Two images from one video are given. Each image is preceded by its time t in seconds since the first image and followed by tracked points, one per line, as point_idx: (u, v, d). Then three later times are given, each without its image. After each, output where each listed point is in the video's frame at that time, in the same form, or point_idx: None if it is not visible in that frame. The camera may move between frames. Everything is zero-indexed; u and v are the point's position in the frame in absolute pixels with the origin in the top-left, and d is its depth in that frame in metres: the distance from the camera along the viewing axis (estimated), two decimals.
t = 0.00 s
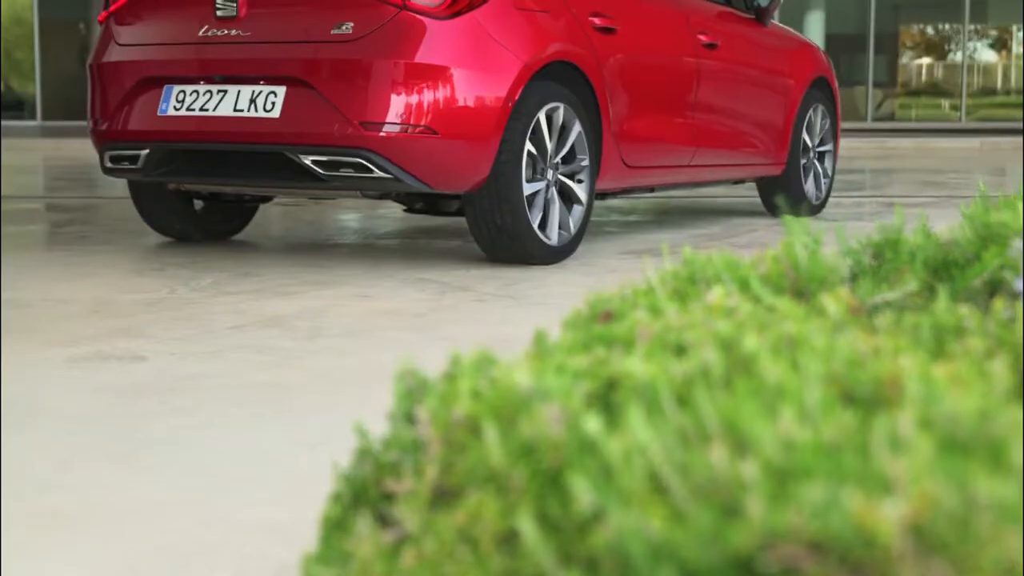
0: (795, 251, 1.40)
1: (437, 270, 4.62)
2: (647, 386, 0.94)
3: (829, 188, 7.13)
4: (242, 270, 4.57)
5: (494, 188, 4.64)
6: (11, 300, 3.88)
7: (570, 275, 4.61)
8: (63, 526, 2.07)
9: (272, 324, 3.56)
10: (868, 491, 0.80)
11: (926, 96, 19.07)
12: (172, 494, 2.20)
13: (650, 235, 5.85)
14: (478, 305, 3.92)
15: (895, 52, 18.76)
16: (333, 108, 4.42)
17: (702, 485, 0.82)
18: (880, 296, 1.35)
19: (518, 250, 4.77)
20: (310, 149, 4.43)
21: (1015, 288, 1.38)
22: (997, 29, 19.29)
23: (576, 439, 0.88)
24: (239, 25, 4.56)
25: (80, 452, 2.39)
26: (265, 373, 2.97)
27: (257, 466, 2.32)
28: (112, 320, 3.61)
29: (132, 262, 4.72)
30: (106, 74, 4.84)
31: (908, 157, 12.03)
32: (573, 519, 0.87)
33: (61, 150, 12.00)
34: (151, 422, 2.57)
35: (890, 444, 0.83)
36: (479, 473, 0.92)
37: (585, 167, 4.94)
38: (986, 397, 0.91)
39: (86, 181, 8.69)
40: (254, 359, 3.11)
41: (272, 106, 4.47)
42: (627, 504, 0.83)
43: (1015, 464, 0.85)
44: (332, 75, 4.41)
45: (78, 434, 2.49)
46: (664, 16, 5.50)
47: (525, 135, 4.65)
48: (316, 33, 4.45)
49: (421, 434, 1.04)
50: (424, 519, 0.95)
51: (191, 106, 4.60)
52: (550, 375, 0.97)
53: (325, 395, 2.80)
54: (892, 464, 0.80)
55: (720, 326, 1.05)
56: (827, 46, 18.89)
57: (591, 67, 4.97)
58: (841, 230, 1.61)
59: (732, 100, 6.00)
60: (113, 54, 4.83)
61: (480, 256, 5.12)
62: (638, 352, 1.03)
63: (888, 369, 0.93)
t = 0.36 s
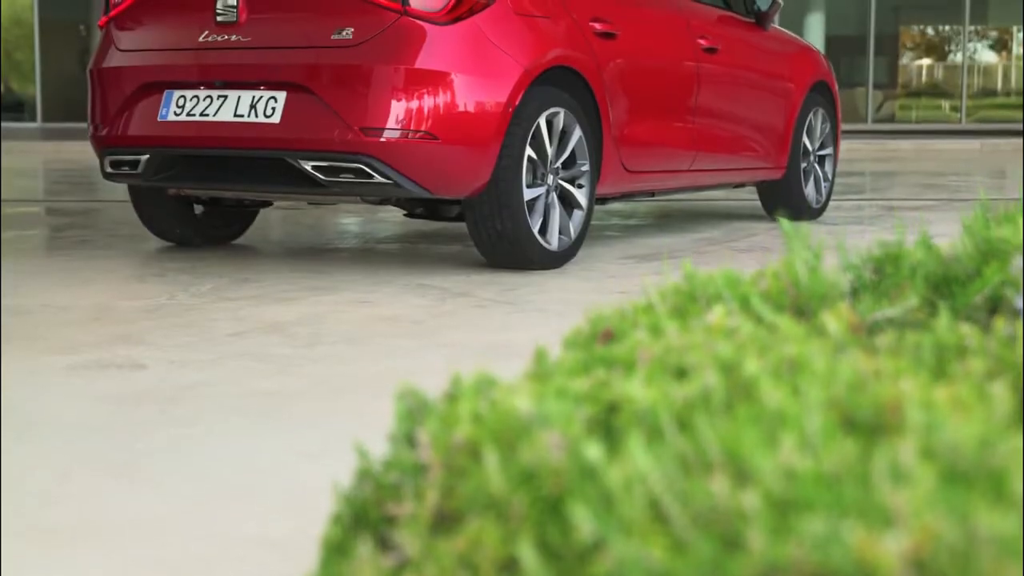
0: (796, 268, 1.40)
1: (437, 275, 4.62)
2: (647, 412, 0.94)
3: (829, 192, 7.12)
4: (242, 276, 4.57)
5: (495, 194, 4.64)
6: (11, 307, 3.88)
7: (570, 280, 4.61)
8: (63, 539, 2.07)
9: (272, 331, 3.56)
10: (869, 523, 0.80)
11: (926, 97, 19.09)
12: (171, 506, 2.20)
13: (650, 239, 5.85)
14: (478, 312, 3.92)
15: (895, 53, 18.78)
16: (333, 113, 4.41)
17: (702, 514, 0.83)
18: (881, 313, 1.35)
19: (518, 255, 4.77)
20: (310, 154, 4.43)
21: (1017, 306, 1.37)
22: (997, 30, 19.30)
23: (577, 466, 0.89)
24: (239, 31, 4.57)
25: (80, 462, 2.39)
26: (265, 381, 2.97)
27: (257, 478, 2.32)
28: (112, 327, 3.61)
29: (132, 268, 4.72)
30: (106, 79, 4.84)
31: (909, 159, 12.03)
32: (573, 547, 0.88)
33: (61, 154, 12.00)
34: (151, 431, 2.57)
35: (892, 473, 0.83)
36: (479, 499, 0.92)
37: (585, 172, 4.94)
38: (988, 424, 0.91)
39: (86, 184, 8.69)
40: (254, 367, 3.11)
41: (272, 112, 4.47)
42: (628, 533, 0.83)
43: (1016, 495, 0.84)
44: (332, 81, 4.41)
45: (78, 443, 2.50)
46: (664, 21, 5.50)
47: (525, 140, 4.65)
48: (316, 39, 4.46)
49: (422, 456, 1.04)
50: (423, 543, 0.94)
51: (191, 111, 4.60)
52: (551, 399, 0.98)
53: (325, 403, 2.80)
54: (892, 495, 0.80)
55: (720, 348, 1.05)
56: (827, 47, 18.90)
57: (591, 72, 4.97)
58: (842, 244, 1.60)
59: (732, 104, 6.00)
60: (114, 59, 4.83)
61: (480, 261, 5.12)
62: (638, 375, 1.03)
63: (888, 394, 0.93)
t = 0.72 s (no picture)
0: (797, 289, 1.40)
1: (437, 281, 4.62)
2: (647, 441, 0.94)
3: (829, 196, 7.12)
4: (242, 281, 4.57)
5: (495, 200, 4.64)
6: (11, 313, 3.88)
7: (570, 286, 4.61)
8: (62, 553, 2.07)
9: (272, 339, 3.56)
10: (870, 559, 0.79)
11: (926, 98, 19.08)
12: (171, 519, 2.19)
13: (651, 244, 5.85)
14: (478, 318, 3.92)
15: (894, 55, 18.78)
16: (333, 119, 4.41)
17: (702, 548, 0.83)
18: (880, 333, 1.35)
19: (518, 261, 4.77)
20: (310, 160, 4.43)
21: (1017, 327, 1.37)
22: (997, 31, 19.32)
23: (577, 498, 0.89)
24: (239, 37, 4.56)
25: (80, 474, 2.39)
26: (266, 390, 2.97)
27: (256, 489, 2.31)
28: (112, 334, 3.61)
29: (132, 273, 4.72)
30: (106, 85, 4.84)
31: (909, 162, 12.04)
32: None
33: (61, 156, 12.01)
34: (152, 441, 2.57)
35: (894, 508, 0.82)
36: (480, 530, 0.92)
37: (585, 177, 4.95)
38: (990, 455, 0.91)
39: (86, 187, 8.68)
40: (255, 376, 3.11)
41: (272, 118, 4.47)
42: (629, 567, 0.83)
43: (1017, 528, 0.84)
44: (332, 86, 4.40)
45: (78, 454, 2.50)
46: (664, 26, 5.50)
47: (525, 145, 4.66)
48: (316, 45, 4.45)
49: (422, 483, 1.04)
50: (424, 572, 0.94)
51: (191, 117, 4.60)
52: (551, 428, 0.97)
53: (325, 412, 2.80)
54: (893, 530, 0.79)
55: (721, 374, 1.05)
56: (827, 49, 18.91)
57: (591, 78, 4.97)
58: (842, 260, 1.61)
59: (732, 108, 6.00)
60: (113, 65, 4.83)
61: (480, 267, 5.12)
62: (639, 401, 1.03)
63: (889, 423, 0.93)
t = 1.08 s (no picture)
0: (797, 310, 1.39)
1: (437, 288, 4.62)
2: (648, 475, 0.94)
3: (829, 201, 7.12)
4: (242, 288, 4.57)
5: (494, 206, 4.64)
6: (11, 321, 3.88)
7: (571, 293, 4.61)
8: (63, 569, 2.06)
9: (272, 347, 3.56)
10: None
11: (926, 99, 19.10)
12: (172, 533, 2.19)
13: (651, 249, 5.85)
14: (479, 326, 3.92)
15: (895, 57, 18.80)
16: (333, 126, 4.41)
17: None
18: (881, 355, 1.35)
19: (518, 267, 4.77)
20: (310, 167, 4.43)
21: (1019, 350, 1.38)
22: (997, 33, 19.35)
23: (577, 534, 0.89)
24: (239, 43, 4.56)
25: (80, 488, 2.38)
26: (266, 400, 2.97)
27: (255, 504, 2.31)
28: (113, 343, 3.61)
29: (132, 280, 4.72)
30: (106, 91, 4.83)
31: (909, 164, 12.04)
32: None
33: (60, 158, 12.02)
34: (152, 454, 2.57)
35: (894, 545, 0.82)
36: (481, 564, 0.92)
37: (585, 184, 4.95)
38: (992, 490, 0.91)
39: (86, 191, 8.69)
40: (256, 385, 3.11)
41: (273, 124, 4.47)
42: None
43: (1017, 566, 0.84)
44: (333, 93, 4.40)
45: (78, 467, 2.49)
46: (664, 31, 5.49)
47: (525, 152, 4.66)
48: (316, 51, 4.45)
49: (424, 514, 1.04)
50: None
51: (191, 123, 4.60)
52: (552, 460, 0.97)
53: (324, 423, 2.80)
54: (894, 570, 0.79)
55: (722, 404, 1.05)
56: (827, 50, 18.91)
57: (591, 84, 4.96)
58: (843, 280, 1.60)
59: (733, 113, 6.00)
60: (114, 71, 4.83)
61: (481, 272, 5.11)
62: (639, 431, 1.03)
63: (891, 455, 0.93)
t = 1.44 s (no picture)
0: (798, 333, 1.39)
1: (437, 294, 4.61)
2: (648, 509, 0.94)
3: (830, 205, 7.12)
4: (242, 294, 4.57)
5: (494, 213, 4.64)
6: (11, 329, 3.88)
7: (571, 300, 4.61)
8: None
9: (273, 355, 3.57)
10: None
11: (927, 100, 19.11)
12: (173, 547, 2.18)
13: (651, 254, 5.85)
14: (479, 333, 3.92)
15: (895, 58, 18.81)
16: (333, 133, 4.41)
17: None
18: (882, 378, 1.35)
19: (518, 273, 4.77)
20: (310, 174, 4.43)
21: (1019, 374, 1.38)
22: (997, 33, 19.36)
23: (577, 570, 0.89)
24: (239, 50, 4.56)
25: (80, 502, 2.38)
26: (266, 411, 2.97)
27: (255, 517, 2.31)
28: (113, 351, 3.61)
29: (132, 286, 4.71)
30: (106, 97, 4.83)
31: (909, 166, 12.05)
32: None
33: (60, 159, 12.02)
34: (151, 467, 2.57)
35: None
36: None
37: (585, 190, 4.96)
38: (994, 526, 0.91)
39: (86, 194, 8.69)
40: (256, 395, 3.11)
41: (273, 131, 4.47)
42: None
43: None
44: (333, 99, 4.40)
45: (78, 480, 2.49)
46: (665, 36, 5.49)
47: (526, 159, 4.66)
48: (316, 58, 4.45)
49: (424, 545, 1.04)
50: None
51: (191, 130, 4.61)
52: (552, 493, 0.97)
53: (326, 434, 2.80)
54: None
55: (723, 434, 1.05)
56: (828, 52, 18.92)
57: (591, 90, 4.96)
58: (843, 299, 1.60)
59: (733, 118, 6.00)
60: (113, 77, 4.83)
61: (481, 278, 5.11)
62: (639, 462, 1.03)
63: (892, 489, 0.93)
